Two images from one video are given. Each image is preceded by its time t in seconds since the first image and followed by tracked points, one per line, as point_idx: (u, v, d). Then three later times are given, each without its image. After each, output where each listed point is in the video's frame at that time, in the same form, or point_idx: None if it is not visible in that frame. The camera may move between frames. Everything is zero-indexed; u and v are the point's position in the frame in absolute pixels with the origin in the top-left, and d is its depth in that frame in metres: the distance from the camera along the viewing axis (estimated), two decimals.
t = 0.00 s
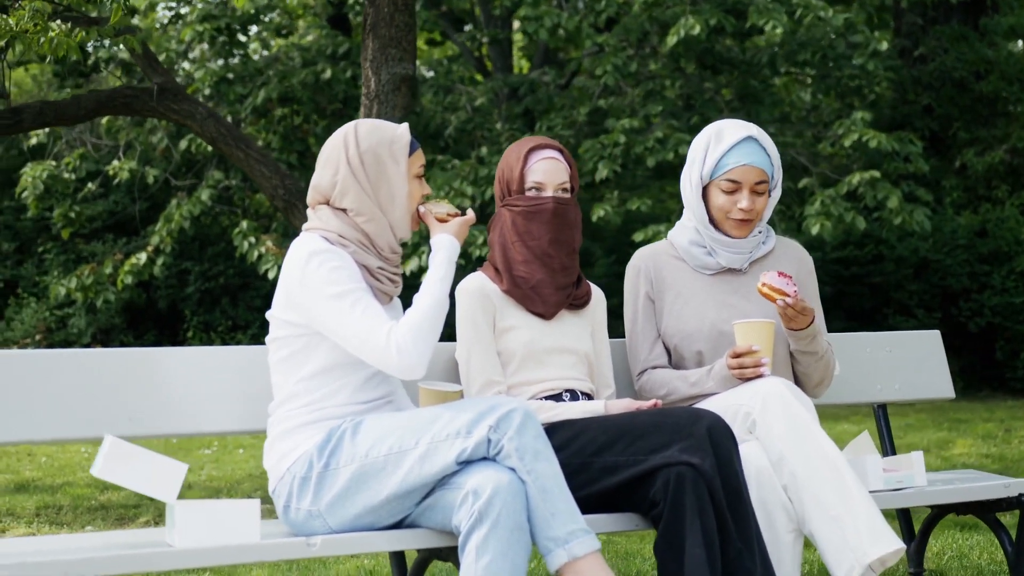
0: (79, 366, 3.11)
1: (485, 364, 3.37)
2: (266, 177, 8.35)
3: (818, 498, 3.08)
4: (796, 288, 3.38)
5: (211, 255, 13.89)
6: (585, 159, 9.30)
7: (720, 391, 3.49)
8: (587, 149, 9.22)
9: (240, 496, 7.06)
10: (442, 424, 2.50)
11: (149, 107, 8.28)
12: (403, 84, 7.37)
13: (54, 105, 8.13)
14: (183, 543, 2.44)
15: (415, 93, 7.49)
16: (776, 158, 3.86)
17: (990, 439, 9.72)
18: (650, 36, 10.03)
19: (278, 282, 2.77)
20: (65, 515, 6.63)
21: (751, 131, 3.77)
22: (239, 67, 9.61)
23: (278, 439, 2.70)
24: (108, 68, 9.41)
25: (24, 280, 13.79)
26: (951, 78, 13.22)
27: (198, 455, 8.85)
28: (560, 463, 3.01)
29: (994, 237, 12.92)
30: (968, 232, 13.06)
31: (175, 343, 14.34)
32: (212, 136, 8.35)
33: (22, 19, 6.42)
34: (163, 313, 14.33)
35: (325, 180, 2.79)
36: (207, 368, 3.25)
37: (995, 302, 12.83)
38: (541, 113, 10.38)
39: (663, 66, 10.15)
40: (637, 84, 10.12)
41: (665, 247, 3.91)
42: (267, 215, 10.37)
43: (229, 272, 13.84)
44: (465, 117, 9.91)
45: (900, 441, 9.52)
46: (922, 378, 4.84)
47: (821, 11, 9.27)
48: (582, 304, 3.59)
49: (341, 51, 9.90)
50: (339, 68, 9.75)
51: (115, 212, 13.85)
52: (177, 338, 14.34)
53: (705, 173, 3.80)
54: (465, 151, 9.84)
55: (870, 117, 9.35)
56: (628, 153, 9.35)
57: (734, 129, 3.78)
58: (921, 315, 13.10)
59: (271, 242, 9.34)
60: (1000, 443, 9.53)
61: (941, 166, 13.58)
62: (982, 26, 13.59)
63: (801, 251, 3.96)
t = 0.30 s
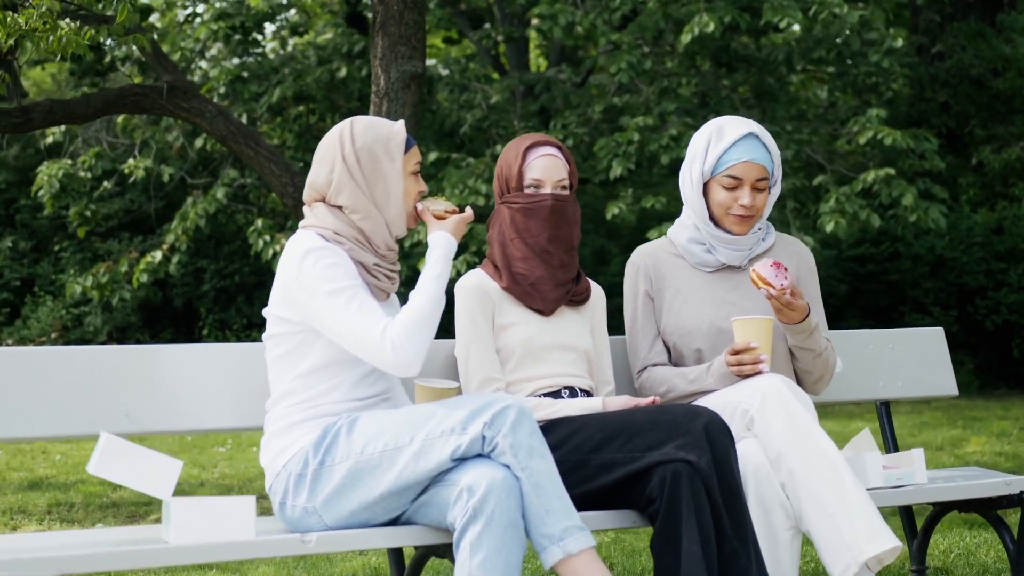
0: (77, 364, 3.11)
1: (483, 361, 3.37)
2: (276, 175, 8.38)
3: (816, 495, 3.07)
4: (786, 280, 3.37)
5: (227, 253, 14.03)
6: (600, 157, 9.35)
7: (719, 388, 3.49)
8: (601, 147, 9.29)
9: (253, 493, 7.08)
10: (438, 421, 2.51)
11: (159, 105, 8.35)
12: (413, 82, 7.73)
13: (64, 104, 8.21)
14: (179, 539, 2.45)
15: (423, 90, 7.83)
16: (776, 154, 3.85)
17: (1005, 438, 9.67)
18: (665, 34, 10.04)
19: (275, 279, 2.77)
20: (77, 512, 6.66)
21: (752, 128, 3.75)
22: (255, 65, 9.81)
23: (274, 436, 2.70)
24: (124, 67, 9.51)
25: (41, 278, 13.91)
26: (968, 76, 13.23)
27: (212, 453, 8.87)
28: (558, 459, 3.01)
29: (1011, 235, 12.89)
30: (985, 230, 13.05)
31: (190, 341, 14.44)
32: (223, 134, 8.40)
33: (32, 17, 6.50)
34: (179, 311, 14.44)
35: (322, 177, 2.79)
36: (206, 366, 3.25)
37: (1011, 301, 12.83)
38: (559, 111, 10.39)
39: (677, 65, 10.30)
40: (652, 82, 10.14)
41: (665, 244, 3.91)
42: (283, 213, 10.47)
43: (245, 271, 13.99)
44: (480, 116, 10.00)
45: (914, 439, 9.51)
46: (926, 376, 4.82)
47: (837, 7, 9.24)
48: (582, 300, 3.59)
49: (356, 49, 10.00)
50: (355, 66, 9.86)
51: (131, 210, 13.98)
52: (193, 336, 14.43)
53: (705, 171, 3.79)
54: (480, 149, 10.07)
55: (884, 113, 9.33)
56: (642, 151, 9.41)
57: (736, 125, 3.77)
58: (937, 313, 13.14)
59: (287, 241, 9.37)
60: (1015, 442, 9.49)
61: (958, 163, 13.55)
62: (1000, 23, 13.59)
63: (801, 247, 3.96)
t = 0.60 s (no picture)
0: (76, 364, 3.12)
1: (484, 360, 3.37)
2: (287, 174, 8.43)
3: (817, 495, 3.07)
4: (789, 277, 3.38)
5: (242, 252, 14.12)
6: (615, 156, 9.39)
7: (721, 389, 3.48)
8: (616, 146, 9.38)
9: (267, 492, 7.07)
10: (437, 420, 2.51)
11: (170, 104, 8.36)
12: (423, 81, 7.79)
13: (74, 103, 8.20)
14: (179, 539, 2.45)
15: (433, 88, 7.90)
16: (778, 152, 3.84)
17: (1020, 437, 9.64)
18: (680, 34, 10.11)
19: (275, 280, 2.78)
20: (88, 511, 6.67)
21: (753, 127, 3.75)
22: (269, 65, 10.07)
23: (275, 436, 2.71)
24: (140, 66, 9.58)
25: (57, 277, 13.96)
26: (984, 75, 13.19)
27: (226, 452, 8.89)
28: (560, 459, 3.01)
29: None
30: (1001, 229, 13.06)
31: (205, 339, 14.49)
32: (233, 133, 8.44)
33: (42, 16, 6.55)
34: (194, 309, 14.51)
35: (320, 178, 2.80)
36: (206, 365, 3.26)
37: None
38: (574, 110, 10.55)
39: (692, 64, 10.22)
40: (666, 81, 10.17)
41: (668, 243, 3.91)
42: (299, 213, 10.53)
43: (260, 270, 14.09)
44: (496, 115, 10.06)
45: (928, 438, 9.48)
46: (930, 376, 4.82)
47: (851, 6, 9.21)
48: (585, 300, 3.59)
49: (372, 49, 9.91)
50: (369, 65, 9.88)
51: (146, 209, 14.08)
52: (208, 335, 14.48)
53: (707, 170, 3.78)
54: (495, 148, 10.16)
55: (899, 112, 9.31)
56: (656, 150, 9.46)
57: (738, 124, 3.76)
58: (953, 312, 13.23)
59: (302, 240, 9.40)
60: None
61: (974, 162, 13.50)
62: (1017, 22, 13.54)
63: (805, 246, 3.95)
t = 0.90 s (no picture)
0: (76, 362, 3.13)
1: (486, 359, 3.37)
2: (298, 174, 8.50)
3: (819, 495, 3.06)
4: (791, 274, 3.37)
5: (258, 251, 14.18)
6: (630, 155, 9.39)
7: (723, 388, 3.48)
8: (631, 145, 9.36)
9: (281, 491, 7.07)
10: (436, 419, 2.51)
11: (182, 103, 8.40)
12: (434, 80, 7.80)
13: (86, 103, 8.23)
14: (179, 538, 2.46)
15: (444, 87, 7.92)
16: (782, 151, 3.84)
17: None
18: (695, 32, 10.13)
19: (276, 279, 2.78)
20: (100, 509, 6.69)
21: (757, 124, 3.75)
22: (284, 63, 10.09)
23: (275, 435, 2.71)
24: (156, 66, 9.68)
25: (74, 275, 14.12)
26: (1001, 73, 13.17)
27: (240, 450, 8.92)
28: (561, 459, 3.01)
29: None
30: (1018, 229, 13.08)
31: (220, 338, 14.55)
32: (245, 133, 8.47)
33: (54, 15, 6.63)
34: (210, 308, 14.58)
35: (320, 179, 2.81)
36: (207, 364, 3.26)
37: None
38: (590, 108, 10.64)
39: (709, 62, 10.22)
40: (681, 79, 10.22)
41: (671, 243, 3.90)
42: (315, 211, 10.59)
43: (275, 269, 14.16)
44: (512, 113, 10.11)
45: (944, 438, 9.44)
46: (937, 376, 4.80)
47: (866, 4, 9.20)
48: (588, 299, 3.59)
49: (387, 47, 9.91)
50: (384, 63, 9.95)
51: (162, 208, 14.23)
52: (223, 333, 14.54)
53: (710, 168, 3.79)
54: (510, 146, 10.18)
55: (916, 111, 9.31)
56: (671, 149, 9.48)
57: (741, 122, 3.77)
58: (969, 311, 13.24)
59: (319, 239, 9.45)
60: None
61: (992, 160, 13.48)
62: None
63: (809, 245, 3.94)
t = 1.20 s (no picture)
0: (77, 361, 3.14)
1: (490, 358, 3.36)
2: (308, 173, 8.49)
3: (822, 495, 3.06)
4: (790, 259, 3.35)
5: (274, 250, 14.23)
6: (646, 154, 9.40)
7: (727, 388, 3.47)
8: (647, 144, 9.36)
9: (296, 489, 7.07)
10: (436, 419, 2.51)
11: (193, 103, 8.44)
12: (446, 80, 7.82)
13: (98, 103, 8.35)
14: (179, 538, 2.46)
15: (455, 86, 7.94)
16: (788, 149, 3.84)
17: None
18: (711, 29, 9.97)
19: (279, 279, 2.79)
20: (113, 508, 6.69)
21: (762, 122, 3.75)
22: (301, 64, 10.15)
23: (277, 435, 2.72)
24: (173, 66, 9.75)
25: (90, 275, 14.37)
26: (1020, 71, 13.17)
27: (256, 449, 8.95)
28: (564, 459, 3.01)
29: None
30: None
31: (237, 338, 14.60)
32: (257, 132, 8.49)
33: (65, 16, 6.70)
34: (227, 307, 14.61)
35: (319, 180, 2.81)
36: (207, 363, 3.26)
37: None
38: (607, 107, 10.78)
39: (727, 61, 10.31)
40: (697, 78, 10.29)
41: (677, 242, 3.90)
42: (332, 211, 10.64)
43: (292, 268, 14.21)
44: (529, 112, 10.19)
45: (960, 437, 9.39)
46: (944, 376, 4.77)
47: (883, 3, 9.19)
48: (591, 299, 3.59)
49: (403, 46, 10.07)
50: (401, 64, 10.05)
51: (179, 207, 14.40)
52: (240, 333, 14.59)
53: (715, 165, 3.79)
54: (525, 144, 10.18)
55: (933, 109, 9.30)
56: (686, 147, 9.49)
57: (746, 120, 3.77)
58: (987, 310, 13.29)
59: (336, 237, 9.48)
60: None
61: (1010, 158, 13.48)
62: None
63: (815, 246, 3.93)
